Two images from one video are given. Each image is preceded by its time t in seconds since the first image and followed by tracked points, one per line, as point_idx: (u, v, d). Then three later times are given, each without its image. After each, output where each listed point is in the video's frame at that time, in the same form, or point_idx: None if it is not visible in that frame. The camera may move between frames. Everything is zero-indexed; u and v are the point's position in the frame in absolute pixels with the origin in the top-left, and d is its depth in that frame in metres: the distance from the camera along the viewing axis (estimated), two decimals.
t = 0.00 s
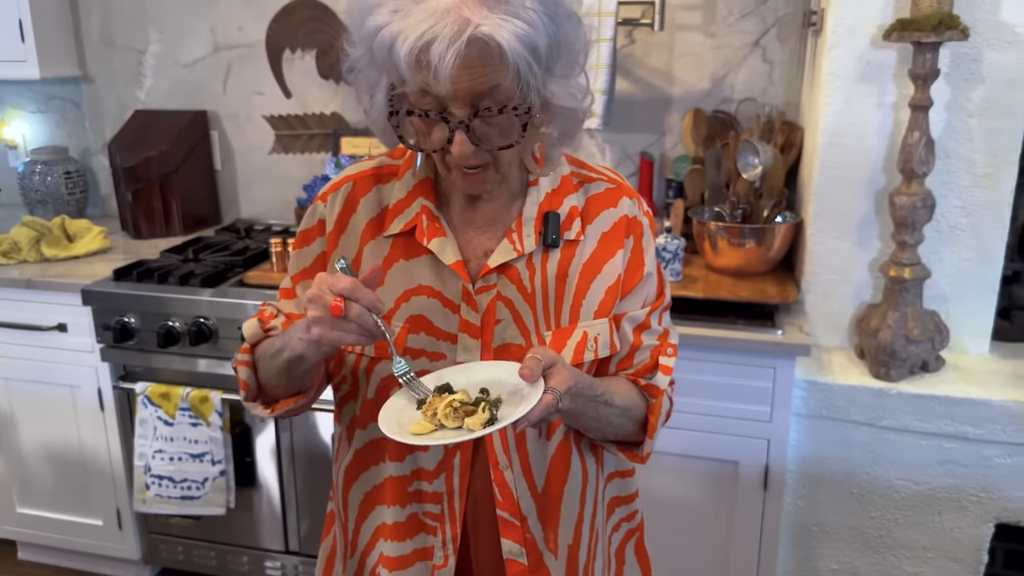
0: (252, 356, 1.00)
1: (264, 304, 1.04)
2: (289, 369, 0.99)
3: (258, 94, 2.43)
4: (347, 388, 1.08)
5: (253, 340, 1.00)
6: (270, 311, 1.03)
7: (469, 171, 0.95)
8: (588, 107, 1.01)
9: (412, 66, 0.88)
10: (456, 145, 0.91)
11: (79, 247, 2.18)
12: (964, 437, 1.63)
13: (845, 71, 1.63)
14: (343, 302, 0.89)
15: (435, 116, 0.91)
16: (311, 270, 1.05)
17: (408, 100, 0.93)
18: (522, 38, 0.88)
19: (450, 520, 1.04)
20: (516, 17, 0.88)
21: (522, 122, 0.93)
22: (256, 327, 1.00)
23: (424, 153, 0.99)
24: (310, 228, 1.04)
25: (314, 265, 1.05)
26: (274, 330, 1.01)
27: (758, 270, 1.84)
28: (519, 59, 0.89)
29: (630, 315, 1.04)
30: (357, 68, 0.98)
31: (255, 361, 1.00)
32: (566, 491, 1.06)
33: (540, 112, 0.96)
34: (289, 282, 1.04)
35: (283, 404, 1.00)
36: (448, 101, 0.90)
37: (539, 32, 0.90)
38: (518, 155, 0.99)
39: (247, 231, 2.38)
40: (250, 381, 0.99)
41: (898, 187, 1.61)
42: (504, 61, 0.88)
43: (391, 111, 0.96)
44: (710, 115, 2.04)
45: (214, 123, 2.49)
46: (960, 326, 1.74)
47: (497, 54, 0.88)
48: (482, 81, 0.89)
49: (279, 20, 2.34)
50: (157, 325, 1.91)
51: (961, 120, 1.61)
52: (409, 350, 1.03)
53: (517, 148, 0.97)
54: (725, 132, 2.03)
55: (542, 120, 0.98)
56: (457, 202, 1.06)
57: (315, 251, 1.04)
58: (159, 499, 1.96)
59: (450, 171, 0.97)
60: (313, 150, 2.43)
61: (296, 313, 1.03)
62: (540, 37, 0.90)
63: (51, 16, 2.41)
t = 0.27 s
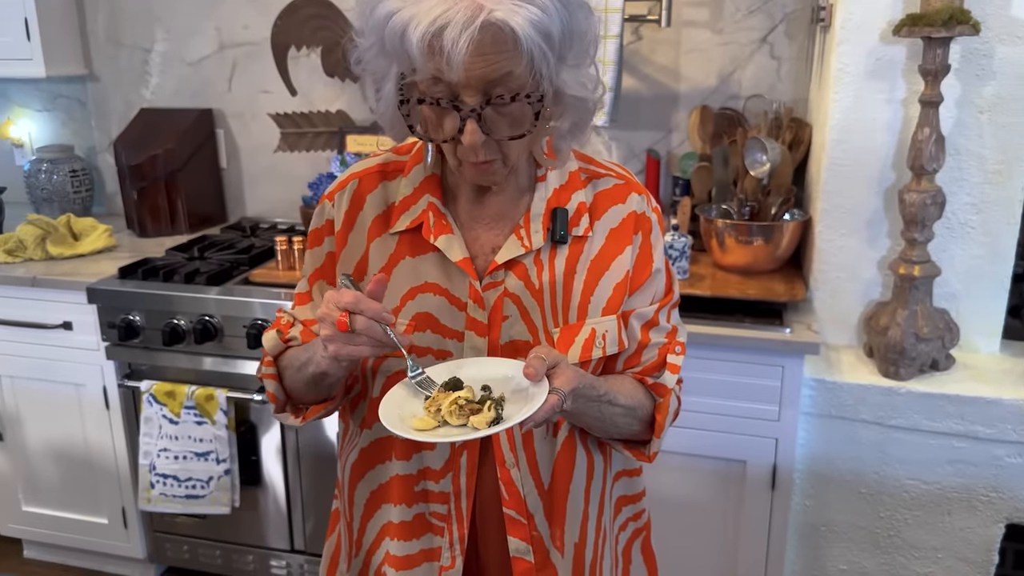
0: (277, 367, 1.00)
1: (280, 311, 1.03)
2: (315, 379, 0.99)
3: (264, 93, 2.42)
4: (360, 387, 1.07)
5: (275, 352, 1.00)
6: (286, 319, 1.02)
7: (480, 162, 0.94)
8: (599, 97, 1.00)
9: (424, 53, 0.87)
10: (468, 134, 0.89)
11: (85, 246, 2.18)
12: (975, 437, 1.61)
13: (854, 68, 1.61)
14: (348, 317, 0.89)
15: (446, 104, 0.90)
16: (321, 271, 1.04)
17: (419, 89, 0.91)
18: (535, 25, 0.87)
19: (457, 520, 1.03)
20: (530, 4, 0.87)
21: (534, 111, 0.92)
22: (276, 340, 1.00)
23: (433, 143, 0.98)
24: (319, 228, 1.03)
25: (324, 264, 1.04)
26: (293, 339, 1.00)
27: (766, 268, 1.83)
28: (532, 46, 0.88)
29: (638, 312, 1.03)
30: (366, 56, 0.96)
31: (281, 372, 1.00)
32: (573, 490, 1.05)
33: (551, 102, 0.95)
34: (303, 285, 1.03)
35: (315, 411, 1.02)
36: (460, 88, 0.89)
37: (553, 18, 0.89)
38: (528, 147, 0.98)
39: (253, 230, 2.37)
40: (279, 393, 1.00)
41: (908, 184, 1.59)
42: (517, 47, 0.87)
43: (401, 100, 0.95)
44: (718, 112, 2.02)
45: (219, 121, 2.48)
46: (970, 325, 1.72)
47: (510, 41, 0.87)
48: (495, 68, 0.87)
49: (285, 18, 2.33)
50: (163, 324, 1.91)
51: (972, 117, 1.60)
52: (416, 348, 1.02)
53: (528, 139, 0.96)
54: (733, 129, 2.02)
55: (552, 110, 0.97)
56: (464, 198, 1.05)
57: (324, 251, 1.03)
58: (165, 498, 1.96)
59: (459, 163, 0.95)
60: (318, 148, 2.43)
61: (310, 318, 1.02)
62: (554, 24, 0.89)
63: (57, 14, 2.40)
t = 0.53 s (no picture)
0: (290, 378, 1.00)
1: (289, 317, 1.03)
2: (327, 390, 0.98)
3: (269, 93, 2.42)
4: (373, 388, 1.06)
5: (287, 363, 1.00)
6: (296, 327, 1.01)
7: (488, 154, 0.93)
8: (608, 90, 0.99)
9: (434, 40, 0.86)
10: (477, 123, 0.89)
11: (91, 246, 2.18)
12: (985, 437, 1.60)
13: (862, 66, 1.60)
14: (357, 337, 0.89)
15: (455, 93, 0.89)
16: (328, 271, 1.03)
17: (427, 79, 0.91)
18: (546, 12, 0.87)
19: (463, 520, 1.02)
20: None
21: (544, 100, 0.92)
22: (286, 351, 0.99)
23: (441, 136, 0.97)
24: (326, 228, 1.02)
25: (330, 264, 1.03)
26: (304, 350, 1.00)
27: (773, 268, 1.82)
28: (543, 33, 0.87)
29: (646, 311, 1.02)
30: (373, 49, 0.96)
31: (294, 382, 1.00)
32: (580, 490, 1.05)
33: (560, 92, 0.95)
34: (311, 289, 1.02)
35: (329, 421, 1.01)
36: (469, 77, 0.88)
37: (563, 7, 0.89)
38: (536, 141, 0.97)
39: (259, 230, 2.37)
40: (294, 405, 1.00)
41: (917, 182, 1.58)
42: (527, 34, 0.87)
43: (409, 91, 0.94)
44: (725, 111, 2.02)
45: (225, 121, 2.48)
46: (979, 325, 1.71)
47: (520, 27, 0.86)
48: (505, 55, 0.87)
49: (290, 18, 2.33)
50: (168, 324, 1.91)
51: (981, 114, 1.58)
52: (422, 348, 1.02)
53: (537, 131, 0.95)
54: (739, 128, 2.01)
55: (562, 102, 0.96)
56: (469, 197, 1.04)
57: (331, 251, 1.02)
58: (170, 499, 1.96)
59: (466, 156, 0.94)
60: (324, 148, 2.42)
61: (319, 323, 1.01)
62: (564, 12, 0.89)
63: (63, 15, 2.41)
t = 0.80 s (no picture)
0: (298, 388, 1.00)
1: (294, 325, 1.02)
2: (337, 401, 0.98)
3: (274, 97, 2.42)
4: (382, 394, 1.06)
5: (295, 373, 1.00)
6: (301, 335, 1.01)
7: (495, 159, 0.92)
8: (614, 93, 0.99)
9: (440, 45, 0.86)
10: (484, 128, 0.88)
11: (96, 250, 2.18)
12: (993, 440, 1.59)
13: (867, 68, 1.60)
14: (367, 347, 0.89)
15: (461, 98, 0.89)
16: (334, 277, 1.02)
17: (433, 83, 0.90)
18: (552, 15, 0.87)
19: (469, 528, 1.02)
20: None
21: (550, 104, 0.91)
22: (294, 361, 0.99)
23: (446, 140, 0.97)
24: (330, 233, 1.01)
25: (336, 270, 1.02)
26: (312, 359, 0.99)
27: (780, 270, 1.81)
28: (550, 37, 0.87)
29: (652, 317, 1.02)
30: (378, 54, 0.96)
31: (303, 392, 1.00)
32: (586, 498, 1.04)
33: (566, 96, 0.94)
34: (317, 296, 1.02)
35: (339, 431, 1.01)
36: (475, 81, 0.88)
37: (570, 10, 0.89)
38: (543, 145, 0.97)
39: (264, 234, 2.37)
40: (303, 415, 1.00)
41: (923, 184, 1.57)
42: (534, 38, 0.87)
43: (415, 95, 0.94)
44: (730, 113, 2.01)
45: (230, 125, 2.48)
46: (986, 327, 1.70)
47: (526, 31, 0.86)
48: (511, 59, 0.87)
49: (295, 22, 2.33)
50: (174, 328, 1.91)
51: (987, 116, 1.58)
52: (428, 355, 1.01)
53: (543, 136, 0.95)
54: (744, 130, 2.00)
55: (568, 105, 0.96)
56: (474, 202, 1.04)
57: (336, 257, 1.02)
58: (176, 503, 1.96)
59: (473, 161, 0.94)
60: (329, 152, 2.43)
61: (325, 330, 1.01)
62: (571, 15, 0.89)
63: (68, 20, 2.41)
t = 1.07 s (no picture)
0: (300, 399, 1.00)
1: (297, 333, 1.02)
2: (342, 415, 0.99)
3: (278, 102, 2.43)
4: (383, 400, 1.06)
5: (296, 383, 0.99)
6: (303, 344, 1.01)
7: (500, 163, 0.92)
8: (619, 97, 0.99)
9: (446, 47, 0.86)
10: (489, 131, 0.88)
11: (101, 255, 2.18)
12: (999, 445, 1.58)
13: (871, 71, 1.60)
14: (359, 394, 0.90)
15: (467, 101, 0.89)
16: (335, 284, 1.02)
17: (438, 86, 0.90)
18: (559, 18, 0.87)
19: (472, 537, 1.02)
20: None
21: (556, 107, 0.91)
22: (294, 372, 0.99)
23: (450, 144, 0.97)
24: (332, 240, 1.02)
25: (338, 277, 1.02)
26: (311, 370, 0.99)
27: (784, 274, 1.81)
28: (556, 40, 0.87)
29: (656, 325, 1.01)
30: (382, 58, 0.95)
31: (305, 402, 1.00)
32: (589, 506, 1.04)
33: (571, 100, 0.94)
34: (320, 303, 1.02)
35: (344, 440, 1.02)
36: (481, 84, 0.88)
37: (575, 13, 0.89)
38: (548, 149, 0.97)
39: (268, 239, 2.37)
40: (306, 424, 1.00)
41: (927, 187, 1.57)
42: (540, 40, 0.87)
43: (420, 98, 0.94)
44: (734, 116, 2.01)
45: (234, 131, 2.49)
46: (992, 331, 1.69)
47: (532, 33, 0.86)
48: (517, 61, 0.86)
49: (298, 27, 2.34)
50: (177, 333, 1.91)
51: (992, 119, 1.57)
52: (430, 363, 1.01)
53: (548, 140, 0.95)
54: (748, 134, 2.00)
55: (574, 108, 0.96)
56: (477, 208, 1.04)
57: (338, 263, 1.02)
58: (180, 508, 1.96)
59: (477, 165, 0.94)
60: (332, 157, 2.43)
61: (326, 338, 1.01)
62: (576, 18, 0.89)
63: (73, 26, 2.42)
